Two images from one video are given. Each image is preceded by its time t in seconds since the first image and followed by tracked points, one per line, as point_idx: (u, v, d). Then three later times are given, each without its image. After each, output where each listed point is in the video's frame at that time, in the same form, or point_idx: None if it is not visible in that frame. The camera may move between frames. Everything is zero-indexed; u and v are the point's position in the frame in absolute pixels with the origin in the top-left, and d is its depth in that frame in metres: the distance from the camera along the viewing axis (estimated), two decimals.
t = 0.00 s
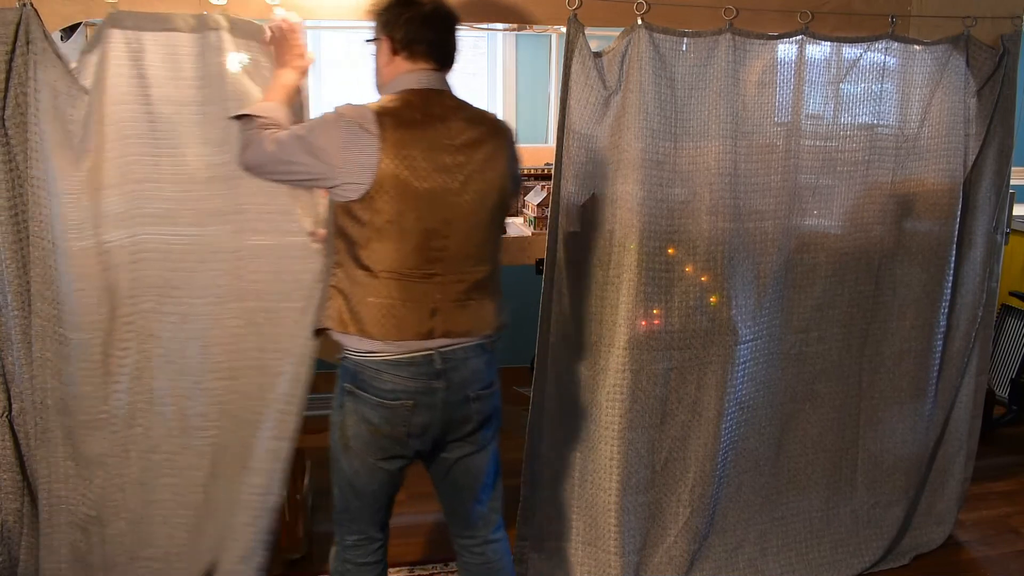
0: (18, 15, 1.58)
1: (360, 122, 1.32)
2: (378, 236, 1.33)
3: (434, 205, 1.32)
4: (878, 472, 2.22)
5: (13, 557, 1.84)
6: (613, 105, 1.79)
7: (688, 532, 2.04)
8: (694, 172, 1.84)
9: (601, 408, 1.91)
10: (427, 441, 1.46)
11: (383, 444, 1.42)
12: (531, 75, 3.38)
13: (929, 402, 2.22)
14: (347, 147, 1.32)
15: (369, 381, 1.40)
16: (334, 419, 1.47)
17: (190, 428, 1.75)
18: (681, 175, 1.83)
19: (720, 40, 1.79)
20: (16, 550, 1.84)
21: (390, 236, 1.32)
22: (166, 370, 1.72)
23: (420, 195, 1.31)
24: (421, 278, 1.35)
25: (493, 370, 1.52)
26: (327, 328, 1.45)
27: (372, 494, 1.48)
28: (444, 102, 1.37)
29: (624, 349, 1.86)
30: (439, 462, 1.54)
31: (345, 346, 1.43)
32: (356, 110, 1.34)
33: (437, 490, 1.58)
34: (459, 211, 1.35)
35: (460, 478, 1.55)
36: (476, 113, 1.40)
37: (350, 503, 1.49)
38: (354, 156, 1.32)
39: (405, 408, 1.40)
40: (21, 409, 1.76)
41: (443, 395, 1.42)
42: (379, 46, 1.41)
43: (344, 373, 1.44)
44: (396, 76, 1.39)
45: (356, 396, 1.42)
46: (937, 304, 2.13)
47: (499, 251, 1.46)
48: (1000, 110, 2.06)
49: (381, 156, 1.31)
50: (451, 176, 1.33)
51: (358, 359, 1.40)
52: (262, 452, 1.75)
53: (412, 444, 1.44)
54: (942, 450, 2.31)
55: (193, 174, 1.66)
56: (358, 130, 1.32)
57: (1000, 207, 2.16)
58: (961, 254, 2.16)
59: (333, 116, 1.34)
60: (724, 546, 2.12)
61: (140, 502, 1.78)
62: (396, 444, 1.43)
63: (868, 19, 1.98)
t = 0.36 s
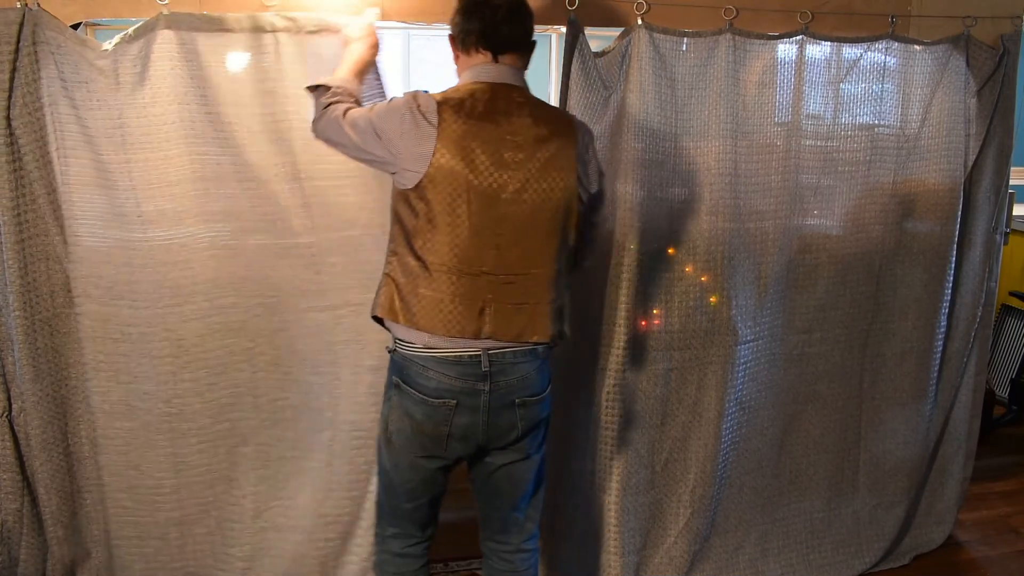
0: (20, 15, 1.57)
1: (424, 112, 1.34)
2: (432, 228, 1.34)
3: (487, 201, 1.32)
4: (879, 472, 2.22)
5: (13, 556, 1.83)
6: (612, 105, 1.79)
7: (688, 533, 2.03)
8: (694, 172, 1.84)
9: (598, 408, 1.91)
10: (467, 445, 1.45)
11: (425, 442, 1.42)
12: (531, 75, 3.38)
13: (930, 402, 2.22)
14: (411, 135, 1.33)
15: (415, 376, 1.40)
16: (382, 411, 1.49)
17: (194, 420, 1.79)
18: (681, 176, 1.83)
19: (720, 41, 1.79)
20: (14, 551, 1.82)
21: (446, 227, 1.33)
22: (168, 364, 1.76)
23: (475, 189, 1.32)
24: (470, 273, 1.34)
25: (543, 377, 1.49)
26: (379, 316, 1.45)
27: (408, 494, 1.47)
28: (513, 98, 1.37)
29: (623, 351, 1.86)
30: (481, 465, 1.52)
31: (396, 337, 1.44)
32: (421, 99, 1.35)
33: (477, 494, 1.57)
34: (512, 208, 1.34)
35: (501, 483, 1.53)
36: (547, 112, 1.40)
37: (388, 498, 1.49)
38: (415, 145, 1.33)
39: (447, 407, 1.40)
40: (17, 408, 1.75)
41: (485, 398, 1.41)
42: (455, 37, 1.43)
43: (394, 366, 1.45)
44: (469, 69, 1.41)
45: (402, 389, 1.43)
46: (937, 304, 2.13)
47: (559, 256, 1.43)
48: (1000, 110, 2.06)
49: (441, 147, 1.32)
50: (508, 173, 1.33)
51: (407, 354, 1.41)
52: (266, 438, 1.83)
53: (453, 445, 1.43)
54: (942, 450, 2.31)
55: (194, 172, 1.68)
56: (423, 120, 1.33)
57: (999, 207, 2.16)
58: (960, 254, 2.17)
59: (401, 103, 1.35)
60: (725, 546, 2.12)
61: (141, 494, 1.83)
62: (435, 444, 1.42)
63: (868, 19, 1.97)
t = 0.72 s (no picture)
0: (28, 14, 1.56)
1: (422, 104, 1.40)
2: (423, 219, 1.38)
3: (471, 197, 1.33)
4: (880, 473, 2.22)
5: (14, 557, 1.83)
6: (613, 105, 1.76)
7: (688, 533, 2.04)
8: (694, 173, 1.84)
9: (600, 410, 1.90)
10: (464, 439, 1.47)
11: (423, 432, 1.47)
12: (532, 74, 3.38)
13: (931, 403, 2.22)
14: (410, 124, 1.40)
15: (415, 366, 1.45)
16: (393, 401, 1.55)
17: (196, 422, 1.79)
18: (680, 176, 1.83)
19: (720, 41, 1.79)
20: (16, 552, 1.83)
21: (433, 219, 1.36)
22: (169, 366, 1.75)
23: (459, 183, 1.33)
24: (455, 267, 1.36)
25: (546, 376, 1.47)
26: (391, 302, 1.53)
27: (414, 486, 1.52)
28: (515, 96, 1.35)
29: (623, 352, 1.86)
30: (484, 463, 1.53)
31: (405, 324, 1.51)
32: (428, 91, 1.41)
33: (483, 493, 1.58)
34: (498, 206, 1.33)
35: (504, 482, 1.53)
36: (551, 113, 1.36)
37: (401, 492, 1.54)
38: (412, 133, 1.40)
39: (441, 399, 1.43)
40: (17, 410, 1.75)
41: (479, 392, 1.42)
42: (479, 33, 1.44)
43: (401, 356, 1.51)
44: (486, 66, 1.41)
45: (406, 380, 1.49)
46: (938, 305, 2.13)
47: (559, 261, 1.38)
48: (1000, 110, 2.06)
49: (430, 140, 1.36)
50: (495, 170, 1.32)
51: (409, 345, 1.46)
52: (267, 439, 1.82)
53: (449, 438, 1.46)
54: (942, 450, 2.31)
55: (195, 174, 1.67)
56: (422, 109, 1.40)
57: (1000, 208, 2.16)
58: (961, 255, 2.17)
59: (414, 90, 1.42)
60: (725, 547, 2.12)
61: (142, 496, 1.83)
62: (432, 436, 1.46)
63: (869, 20, 1.94)
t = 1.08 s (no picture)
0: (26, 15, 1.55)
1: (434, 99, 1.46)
2: (426, 209, 1.43)
3: (464, 189, 1.36)
4: (880, 473, 2.22)
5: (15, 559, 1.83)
6: (613, 105, 1.75)
7: (688, 533, 2.04)
8: (694, 172, 1.84)
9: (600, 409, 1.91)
10: (459, 432, 1.47)
11: (419, 422, 1.49)
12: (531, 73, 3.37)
13: (931, 403, 2.22)
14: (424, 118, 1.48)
15: (414, 356, 1.48)
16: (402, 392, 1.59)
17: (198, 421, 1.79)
18: (679, 175, 1.83)
19: (720, 41, 1.79)
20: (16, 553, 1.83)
21: (434, 210, 1.41)
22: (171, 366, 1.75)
23: (455, 175, 1.37)
24: (449, 254, 1.39)
25: (543, 376, 1.45)
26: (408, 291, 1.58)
27: (415, 479, 1.54)
28: (520, 93, 1.36)
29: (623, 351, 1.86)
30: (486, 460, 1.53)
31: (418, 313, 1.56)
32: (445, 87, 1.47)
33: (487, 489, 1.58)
34: (489, 199, 1.34)
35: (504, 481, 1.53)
36: (553, 109, 1.35)
37: (405, 484, 1.57)
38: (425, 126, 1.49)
39: (433, 390, 1.45)
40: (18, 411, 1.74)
41: (469, 386, 1.42)
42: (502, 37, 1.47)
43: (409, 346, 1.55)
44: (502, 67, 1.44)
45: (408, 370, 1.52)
46: (938, 305, 2.13)
47: (549, 258, 1.36)
48: (1000, 110, 2.06)
49: (432, 133, 1.41)
50: (489, 163, 1.33)
51: (412, 335, 1.50)
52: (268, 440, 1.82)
53: (444, 430, 1.47)
54: (943, 450, 2.31)
55: (198, 175, 1.67)
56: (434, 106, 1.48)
57: (1000, 208, 2.16)
58: (961, 255, 2.17)
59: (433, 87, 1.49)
60: (725, 547, 2.12)
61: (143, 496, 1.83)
62: (426, 427, 1.48)
63: (868, 20, 1.93)
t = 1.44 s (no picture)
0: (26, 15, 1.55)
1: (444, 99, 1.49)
2: (434, 204, 1.46)
3: (466, 185, 1.37)
4: (880, 472, 2.22)
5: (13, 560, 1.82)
6: (613, 105, 1.76)
7: (688, 533, 2.04)
8: (693, 171, 1.84)
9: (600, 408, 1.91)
10: (457, 426, 1.49)
11: (421, 414, 1.51)
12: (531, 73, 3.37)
13: (931, 402, 2.22)
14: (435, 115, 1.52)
15: (419, 349, 1.51)
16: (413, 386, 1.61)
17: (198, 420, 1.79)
18: (678, 175, 1.83)
19: (720, 41, 1.79)
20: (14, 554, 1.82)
21: (440, 206, 1.43)
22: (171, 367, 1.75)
23: (458, 172, 1.38)
24: (453, 248, 1.42)
25: (544, 374, 1.44)
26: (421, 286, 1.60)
27: (420, 473, 1.56)
28: (524, 91, 1.36)
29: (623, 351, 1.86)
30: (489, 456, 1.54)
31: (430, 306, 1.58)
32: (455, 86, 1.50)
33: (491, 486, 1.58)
34: (489, 195, 1.35)
35: (506, 478, 1.53)
36: (557, 106, 1.34)
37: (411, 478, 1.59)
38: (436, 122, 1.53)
39: (432, 382, 1.47)
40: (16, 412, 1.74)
41: (465, 379, 1.44)
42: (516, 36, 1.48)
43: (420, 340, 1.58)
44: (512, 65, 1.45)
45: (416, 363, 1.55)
46: (938, 305, 2.13)
47: (548, 255, 1.35)
48: (1000, 110, 2.06)
49: (439, 131, 1.43)
50: (489, 160, 1.34)
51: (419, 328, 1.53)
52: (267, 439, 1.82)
53: (443, 423, 1.49)
54: (943, 450, 2.31)
55: (198, 175, 1.67)
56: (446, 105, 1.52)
57: (1000, 207, 2.16)
58: (960, 255, 2.17)
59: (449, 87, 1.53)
60: (725, 546, 2.12)
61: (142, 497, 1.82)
62: (426, 419, 1.50)
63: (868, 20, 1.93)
